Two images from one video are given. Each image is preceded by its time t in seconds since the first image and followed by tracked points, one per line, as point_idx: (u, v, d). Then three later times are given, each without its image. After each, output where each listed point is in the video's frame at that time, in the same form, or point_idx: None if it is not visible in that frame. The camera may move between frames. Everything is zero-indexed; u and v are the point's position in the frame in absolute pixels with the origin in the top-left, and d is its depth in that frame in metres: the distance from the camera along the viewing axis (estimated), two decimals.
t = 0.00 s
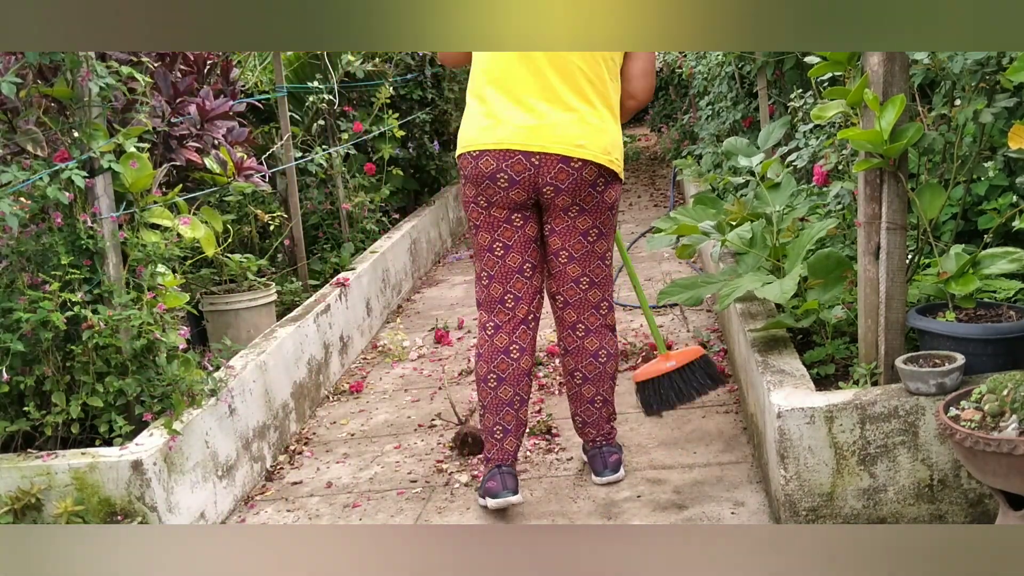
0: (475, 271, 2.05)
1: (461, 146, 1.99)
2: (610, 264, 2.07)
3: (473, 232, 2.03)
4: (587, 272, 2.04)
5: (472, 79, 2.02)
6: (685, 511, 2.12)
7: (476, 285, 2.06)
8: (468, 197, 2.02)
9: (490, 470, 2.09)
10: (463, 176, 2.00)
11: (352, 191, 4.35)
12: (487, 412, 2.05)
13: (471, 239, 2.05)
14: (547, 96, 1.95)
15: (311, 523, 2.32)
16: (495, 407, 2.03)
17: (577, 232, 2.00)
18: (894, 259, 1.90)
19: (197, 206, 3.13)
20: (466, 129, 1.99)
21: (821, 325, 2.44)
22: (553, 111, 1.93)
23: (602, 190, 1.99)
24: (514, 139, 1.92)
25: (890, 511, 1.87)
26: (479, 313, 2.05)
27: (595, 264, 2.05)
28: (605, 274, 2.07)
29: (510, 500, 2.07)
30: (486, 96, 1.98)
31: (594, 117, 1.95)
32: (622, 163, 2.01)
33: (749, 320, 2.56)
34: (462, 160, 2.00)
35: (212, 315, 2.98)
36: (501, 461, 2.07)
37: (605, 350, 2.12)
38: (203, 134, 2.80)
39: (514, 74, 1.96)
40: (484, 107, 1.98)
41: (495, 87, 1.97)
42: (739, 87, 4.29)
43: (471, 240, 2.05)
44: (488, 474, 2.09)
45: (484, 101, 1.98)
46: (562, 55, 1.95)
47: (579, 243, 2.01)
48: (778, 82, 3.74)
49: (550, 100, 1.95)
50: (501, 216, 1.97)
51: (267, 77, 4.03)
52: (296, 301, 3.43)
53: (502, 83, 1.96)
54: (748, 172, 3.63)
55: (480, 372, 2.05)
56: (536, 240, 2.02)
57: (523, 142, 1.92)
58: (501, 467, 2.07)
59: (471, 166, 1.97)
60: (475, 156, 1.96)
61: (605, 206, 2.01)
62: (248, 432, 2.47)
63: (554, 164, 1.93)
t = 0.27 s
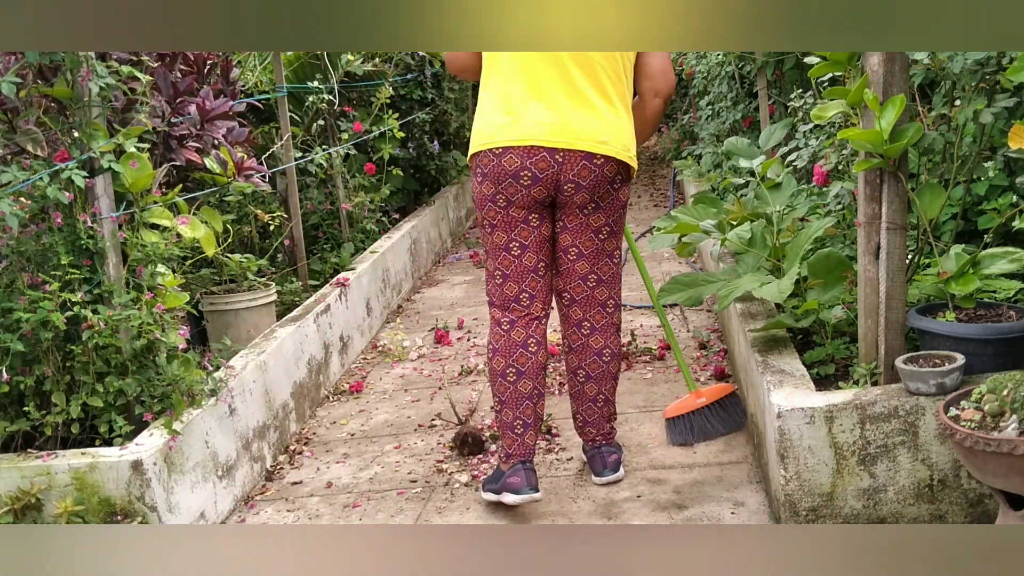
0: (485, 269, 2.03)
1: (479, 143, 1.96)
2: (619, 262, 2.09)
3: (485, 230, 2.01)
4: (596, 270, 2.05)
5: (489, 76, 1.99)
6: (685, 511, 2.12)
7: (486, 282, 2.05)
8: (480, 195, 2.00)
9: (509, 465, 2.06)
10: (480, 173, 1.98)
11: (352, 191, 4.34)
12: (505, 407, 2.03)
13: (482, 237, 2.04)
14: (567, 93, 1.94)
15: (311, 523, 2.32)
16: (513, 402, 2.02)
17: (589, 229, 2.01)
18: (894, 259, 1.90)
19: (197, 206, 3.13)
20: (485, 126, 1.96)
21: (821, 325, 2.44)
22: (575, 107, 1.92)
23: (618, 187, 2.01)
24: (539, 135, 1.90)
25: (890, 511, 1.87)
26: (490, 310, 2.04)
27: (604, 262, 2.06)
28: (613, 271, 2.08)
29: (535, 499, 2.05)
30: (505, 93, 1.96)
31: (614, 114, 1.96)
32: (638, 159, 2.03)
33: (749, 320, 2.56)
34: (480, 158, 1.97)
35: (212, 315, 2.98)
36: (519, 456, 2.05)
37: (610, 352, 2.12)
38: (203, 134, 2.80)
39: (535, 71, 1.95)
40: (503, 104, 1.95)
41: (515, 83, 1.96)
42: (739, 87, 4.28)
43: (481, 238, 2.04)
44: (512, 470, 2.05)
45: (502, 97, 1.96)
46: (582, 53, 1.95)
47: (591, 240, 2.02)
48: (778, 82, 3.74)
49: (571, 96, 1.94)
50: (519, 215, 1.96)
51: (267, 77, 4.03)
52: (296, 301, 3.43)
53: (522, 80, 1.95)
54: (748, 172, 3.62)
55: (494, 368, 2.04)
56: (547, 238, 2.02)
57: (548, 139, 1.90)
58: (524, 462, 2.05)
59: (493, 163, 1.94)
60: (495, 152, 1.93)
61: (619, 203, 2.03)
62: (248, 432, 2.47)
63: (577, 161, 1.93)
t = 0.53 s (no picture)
0: (511, 275, 1.90)
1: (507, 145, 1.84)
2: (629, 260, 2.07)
3: (510, 233, 1.88)
4: (611, 269, 2.02)
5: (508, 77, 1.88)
6: (685, 511, 2.12)
7: (512, 290, 1.90)
8: (504, 197, 1.87)
9: (586, 457, 1.88)
10: (509, 175, 1.85)
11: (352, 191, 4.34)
12: (574, 399, 1.87)
13: (502, 243, 1.90)
14: (596, 91, 1.87)
15: (311, 523, 2.32)
16: (580, 390, 1.87)
17: (611, 228, 1.98)
18: (894, 259, 1.90)
19: (197, 206, 3.13)
20: (516, 127, 1.84)
21: (821, 325, 2.44)
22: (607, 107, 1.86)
23: (641, 186, 1.99)
24: (576, 136, 1.82)
25: (890, 511, 1.87)
26: (523, 317, 1.91)
27: (619, 260, 2.03)
28: (624, 270, 2.06)
29: (627, 481, 1.88)
30: (530, 93, 1.87)
31: (640, 110, 1.92)
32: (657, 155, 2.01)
33: (749, 320, 2.56)
34: (509, 160, 1.84)
35: (212, 315, 2.98)
36: (596, 448, 1.88)
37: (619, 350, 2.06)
38: (203, 134, 2.80)
39: (562, 69, 1.86)
40: (534, 105, 1.85)
41: (540, 83, 1.86)
42: (739, 87, 4.28)
43: (503, 243, 1.90)
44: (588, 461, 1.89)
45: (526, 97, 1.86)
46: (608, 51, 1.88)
47: (610, 238, 1.99)
48: (778, 82, 3.74)
49: (600, 94, 1.87)
50: (553, 218, 1.86)
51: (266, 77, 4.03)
52: (296, 301, 3.42)
53: (549, 80, 1.86)
54: (748, 172, 3.62)
55: (547, 371, 1.88)
56: (571, 239, 1.95)
57: (586, 139, 1.83)
58: (603, 449, 1.88)
59: (527, 163, 1.82)
60: (529, 153, 1.82)
61: (637, 202, 2.02)
62: (248, 432, 2.47)
63: (612, 160, 1.87)
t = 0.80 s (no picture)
0: (585, 279, 1.89)
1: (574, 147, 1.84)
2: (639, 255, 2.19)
3: (579, 236, 1.88)
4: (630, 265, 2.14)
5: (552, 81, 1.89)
6: (685, 511, 2.12)
7: (588, 293, 1.90)
8: (570, 201, 1.87)
9: (706, 439, 2.02)
10: (578, 178, 1.85)
11: (352, 191, 4.34)
12: (679, 386, 1.95)
13: (569, 248, 1.89)
14: (639, 95, 1.95)
15: (311, 523, 2.32)
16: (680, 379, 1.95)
17: (641, 222, 2.08)
18: (894, 259, 1.90)
19: (197, 206, 3.13)
20: (583, 127, 1.85)
21: (821, 325, 2.44)
22: (653, 108, 1.94)
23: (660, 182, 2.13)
24: (641, 134, 1.88)
25: (890, 511, 1.87)
26: (606, 318, 1.92)
27: (636, 256, 2.15)
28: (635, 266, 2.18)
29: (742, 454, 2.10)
30: (578, 96, 1.89)
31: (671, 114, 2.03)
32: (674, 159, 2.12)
33: (749, 320, 2.56)
34: (581, 161, 1.84)
35: (212, 315, 2.98)
36: (706, 430, 2.02)
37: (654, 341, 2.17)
38: (203, 134, 2.80)
39: (607, 71, 1.90)
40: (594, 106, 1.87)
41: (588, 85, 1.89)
42: (739, 87, 4.28)
43: (569, 248, 1.89)
44: (710, 445, 2.04)
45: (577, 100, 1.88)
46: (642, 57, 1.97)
47: (637, 234, 2.10)
48: (778, 82, 3.74)
49: (642, 97, 1.95)
50: (620, 214, 1.91)
51: (266, 77, 4.03)
52: (297, 301, 3.43)
53: (599, 82, 1.90)
54: (748, 172, 3.62)
55: (649, 364, 1.93)
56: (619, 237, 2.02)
57: (650, 137, 1.88)
58: (722, 429, 2.05)
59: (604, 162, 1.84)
60: (607, 153, 1.84)
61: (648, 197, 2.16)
62: (248, 432, 2.47)
63: (665, 157, 1.95)
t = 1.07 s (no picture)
0: (652, 280, 1.93)
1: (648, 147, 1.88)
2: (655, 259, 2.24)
3: (647, 238, 1.91)
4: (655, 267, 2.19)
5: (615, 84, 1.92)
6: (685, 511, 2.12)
7: (656, 294, 1.94)
8: (640, 202, 1.90)
9: (729, 458, 2.08)
10: (648, 179, 1.89)
11: (352, 191, 4.34)
12: (719, 406, 2.00)
13: (633, 251, 1.92)
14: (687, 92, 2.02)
15: (311, 523, 2.32)
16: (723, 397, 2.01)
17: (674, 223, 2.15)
18: (894, 259, 1.90)
19: (198, 206, 3.13)
20: (654, 125, 1.89)
21: (821, 324, 2.44)
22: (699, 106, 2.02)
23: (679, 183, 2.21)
24: (702, 130, 1.95)
25: (890, 511, 1.87)
26: (668, 323, 1.96)
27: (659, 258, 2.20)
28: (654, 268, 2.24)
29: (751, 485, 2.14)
30: (642, 99, 1.93)
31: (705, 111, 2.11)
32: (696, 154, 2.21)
33: (749, 320, 2.56)
34: (654, 161, 1.88)
35: (212, 315, 2.98)
36: (732, 450, 2.08)
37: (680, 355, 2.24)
38: (203, 134, 2.80)
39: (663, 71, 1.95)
40: (660, 105, 1.92)
41: (651, 88, 1.94)
42: (739, 87, 4.28)
43: (635, 250, 1.92)
44: (730, 466, 2.09)
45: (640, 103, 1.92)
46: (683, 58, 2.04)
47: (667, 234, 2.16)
48: (778, 82, 3.74)
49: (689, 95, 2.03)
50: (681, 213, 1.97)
51: (266, 77, 4.03)
52: (297, 301, 3.43)
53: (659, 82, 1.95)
54: (748, 172, 3.62)
55: (697, 378, 1.98)
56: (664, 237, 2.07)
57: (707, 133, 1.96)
58: (745, 453, 2.12)
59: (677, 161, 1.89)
60: (682, 154, 1.90)
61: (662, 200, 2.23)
62: (248, 432, 2.47)
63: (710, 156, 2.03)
